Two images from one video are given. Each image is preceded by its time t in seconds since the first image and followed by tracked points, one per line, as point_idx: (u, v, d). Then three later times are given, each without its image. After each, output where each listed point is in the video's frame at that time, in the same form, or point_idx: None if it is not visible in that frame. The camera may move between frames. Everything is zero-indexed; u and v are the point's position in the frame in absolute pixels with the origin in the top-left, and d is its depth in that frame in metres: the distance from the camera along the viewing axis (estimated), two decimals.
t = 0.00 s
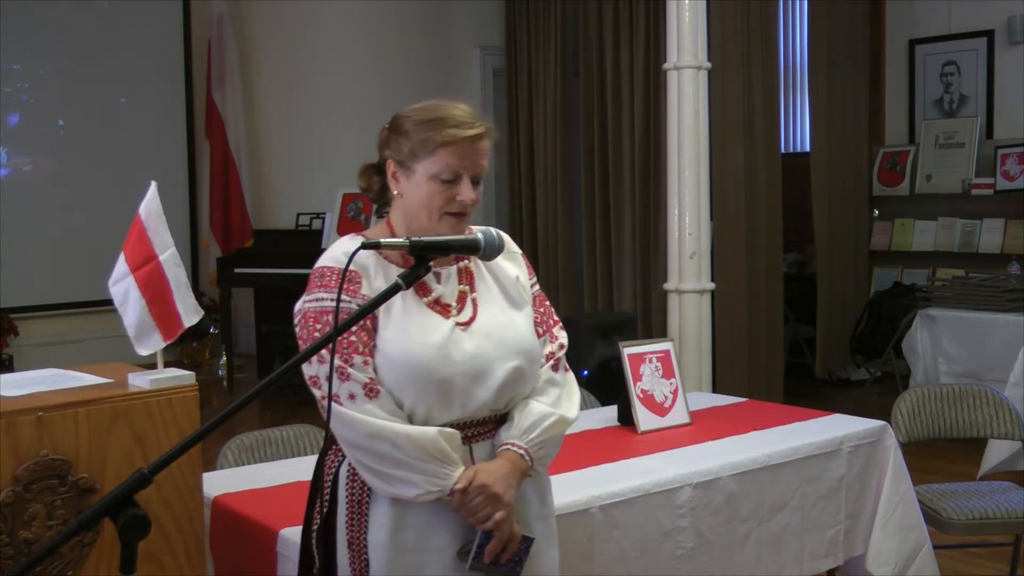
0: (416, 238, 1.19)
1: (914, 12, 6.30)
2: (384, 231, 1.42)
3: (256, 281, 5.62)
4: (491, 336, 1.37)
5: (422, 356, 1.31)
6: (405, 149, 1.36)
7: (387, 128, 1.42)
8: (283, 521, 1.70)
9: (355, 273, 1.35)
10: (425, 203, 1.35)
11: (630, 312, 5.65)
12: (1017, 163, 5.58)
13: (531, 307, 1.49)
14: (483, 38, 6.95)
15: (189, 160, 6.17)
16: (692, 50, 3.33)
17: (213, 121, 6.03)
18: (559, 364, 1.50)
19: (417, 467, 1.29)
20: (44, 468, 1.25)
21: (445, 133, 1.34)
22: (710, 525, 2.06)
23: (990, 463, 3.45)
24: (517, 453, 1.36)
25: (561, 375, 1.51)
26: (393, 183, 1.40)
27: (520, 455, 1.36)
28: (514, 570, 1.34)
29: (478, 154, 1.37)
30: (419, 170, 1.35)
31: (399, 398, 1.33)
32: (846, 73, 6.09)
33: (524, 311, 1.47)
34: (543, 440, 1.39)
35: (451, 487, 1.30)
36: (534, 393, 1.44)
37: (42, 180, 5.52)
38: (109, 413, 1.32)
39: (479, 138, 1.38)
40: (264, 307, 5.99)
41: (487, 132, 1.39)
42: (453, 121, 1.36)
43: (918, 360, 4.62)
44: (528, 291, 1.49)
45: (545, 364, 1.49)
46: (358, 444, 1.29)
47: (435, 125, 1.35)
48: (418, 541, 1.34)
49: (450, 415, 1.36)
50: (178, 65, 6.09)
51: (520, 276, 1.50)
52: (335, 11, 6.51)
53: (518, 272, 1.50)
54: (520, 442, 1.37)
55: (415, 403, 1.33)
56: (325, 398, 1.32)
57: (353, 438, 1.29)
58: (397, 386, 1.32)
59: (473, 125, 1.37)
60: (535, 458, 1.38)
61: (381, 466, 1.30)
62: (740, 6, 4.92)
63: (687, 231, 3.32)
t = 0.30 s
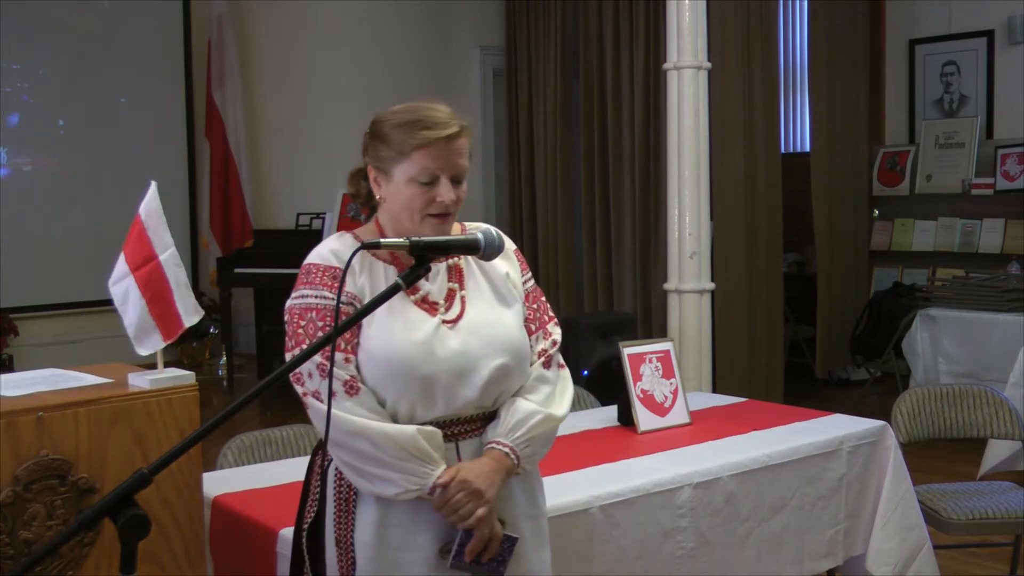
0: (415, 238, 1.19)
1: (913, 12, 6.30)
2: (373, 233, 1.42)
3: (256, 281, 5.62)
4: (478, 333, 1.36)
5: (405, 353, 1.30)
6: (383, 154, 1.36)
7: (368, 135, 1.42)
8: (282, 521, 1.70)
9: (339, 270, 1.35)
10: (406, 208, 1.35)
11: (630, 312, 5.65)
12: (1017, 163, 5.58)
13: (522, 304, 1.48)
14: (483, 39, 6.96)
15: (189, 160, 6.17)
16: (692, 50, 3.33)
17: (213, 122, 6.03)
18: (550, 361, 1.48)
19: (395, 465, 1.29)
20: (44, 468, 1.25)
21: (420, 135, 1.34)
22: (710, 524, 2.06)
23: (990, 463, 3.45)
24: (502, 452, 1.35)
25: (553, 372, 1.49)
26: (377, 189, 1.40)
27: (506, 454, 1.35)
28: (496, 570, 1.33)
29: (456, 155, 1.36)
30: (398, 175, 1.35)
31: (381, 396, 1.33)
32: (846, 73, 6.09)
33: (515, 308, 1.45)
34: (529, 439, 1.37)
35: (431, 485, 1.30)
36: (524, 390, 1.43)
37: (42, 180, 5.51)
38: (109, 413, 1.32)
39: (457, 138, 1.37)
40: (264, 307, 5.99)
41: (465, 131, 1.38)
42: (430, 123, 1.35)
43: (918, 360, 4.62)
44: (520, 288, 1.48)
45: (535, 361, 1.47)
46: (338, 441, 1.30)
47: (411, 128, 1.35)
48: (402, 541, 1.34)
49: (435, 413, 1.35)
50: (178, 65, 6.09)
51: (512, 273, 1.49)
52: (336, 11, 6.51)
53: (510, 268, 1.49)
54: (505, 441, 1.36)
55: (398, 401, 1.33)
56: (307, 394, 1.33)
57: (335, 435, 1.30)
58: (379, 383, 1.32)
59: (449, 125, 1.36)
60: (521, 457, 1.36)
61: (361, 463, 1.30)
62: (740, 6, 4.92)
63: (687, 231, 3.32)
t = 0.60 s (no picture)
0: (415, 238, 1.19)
1: (913, 12, 6.30)
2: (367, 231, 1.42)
3: (256, 281, 5.62)
4: (473, 328, 1.36)
5: (398, 349, 1.31)
6: (370, 156, 1.36)
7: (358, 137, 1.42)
8: (283, 521, 1.70)
9: (332, 265, 1.35)
10: (394, 208, 1.35)
11: (630, 313, 5.65)
12: (1017, 163, 5.57)
13: (519, 300, 1.47)
14: (483, 39, 6.96)
15: (189, 160, 6.17)
16: (692, 50, 3.33)
17: (213, 122, 6.03)
18: (548, 357, 1.47)
19: (387, 462, 1.29)
20: (44, 468, 1.25)
21: (403, 134, 1.33)
22: (710, 524, 2.06)
23: (990, 463, 3.45)
24: (496, 448, 1.35)
25: (550, 367, 1.48)
26: (367, 191, 1.40)
27: (499, 450, 1.35)
28: (487, 568, 1.33)
29: (442, 152, 1.35)
30: (385, 176, 1.35)
31: (374, 392, 1.34)
32: (846, 73, 6.09)
33: (512, 303, 1.45)
34: (523, 435, 1.37)
35: (423, 481, 1.30)
36: (520, 386, 1.42)
37: (42, 180, 5.52)
38: (109, 412, 1.32)
39: (441, 134, 1.36)
40: (264, 307, 5.99)
41: (451, 128, 1.38)
42: (413, 122, 1.35)
43: (918, 360, 4.62)
44: (517, 284, 1.47)
45: (532, 357, 1.46)
46: (331, 438, 1.31)
47: (395, 128, 1.34)
48: (398, 539, 1.34)
49: (429, 409, 1.35)
50: (178, 65, 6.09)
51: (509, 268, 1.48)
52: (335, 11, 6.51)
53: (507, 264, 1.48)
54: (499, 437, 1.36)
55: (390, 396, 1.34)
56: (299, 390, 1.34)
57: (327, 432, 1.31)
58: (371, 379, 1.33)
59: (433, 123, 1.35)
60: (515, 454, 1.36)
61: (352, 459, 1.31)
62: (740, 6, 4.93)
63: (687, 231, 3.32)
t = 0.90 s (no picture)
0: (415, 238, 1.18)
1: (914, 11, 6.30)
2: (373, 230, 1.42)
3: (256, 281, 5.62)
4: (479, 329, 1.36)
5: (406, 349, 1.30)
6: (374, 155, 1.37)
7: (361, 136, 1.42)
8: (282, 522, 1.70)
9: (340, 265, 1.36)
10: (399, 206, 1.35)
11: (630, 313, 5.65)
12: (1017, 163, 5.57)
13: (525, 300, 1.47)
14: (483, 39, 6.96)
15: (189, 160, 6.17)
16: (692, 50, 3.33)
17: (213, 122, 6.03)
18: (552, 357, 1.48)
19: (393, 462, 1.29)
20: (44, 468, 1.25)
21: (406, 132, 1.33)
22: (710, 524, 2.06)
23: (990, 463, 3.45)
24: (502, 450, 1.35)
25: (554, 368, 1.48)
26: (371, 190, 1.40)
27: (506, 451, 1.35)
28: (492, 568, 1.33)
29: (446, 149, 1.35)
30: (388, 175, 1.35)
31: (380, 392, 1.33)
32: (846, 73, 6.09)
33: (518, 303, 1.45)
34: (528, 437, 1.37)
35: (430, 482, 1.31)
36: (525, 386, 1.42)
37: (42, 180, 5.52)
38: (109, 412, 1.32)
39: (444, 131, 1.36)
40: (264, 307, 5.99)
41: (454, 125, 1.37)
42: (416, 119, 1.34)
43: (918, 360, 4.62)
44: (523, 284, 1.47)
45: (537, 357, 1.46)
46: (337, 439, 1.31)
47: (398, 126, 1.34)
48: (403, 540, 1.34)
49: (435, 409, 1.35)
50: (178, 65, 6.09)
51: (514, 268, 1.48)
52: (336, 11, 6.51)
53: (512, 264, 1.48)
54: (506, 439, 1.36)
55: (397, 397, 1.33)
56: (305, 390, 1.33)
57: (333, 432, 1.30)
58: (378, 380, 1.32)
59: (435, 120, 1.35)
60: (520, 456, 1.36)
61: (358, 460, 1.30)
62: (740, 6, 4.93)
63: (687, 231, 3.32)
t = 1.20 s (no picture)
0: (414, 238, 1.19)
1: (914, 11, 6.30)
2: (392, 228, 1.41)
3: (256, 281, 5.62)
4: (502, 334, 1.37)
5: (434, 353, 1.30)
6: (396, 151, 1.37)
7: (374, 138, 1.42)
8: (282, 522, 1.70)
9: (365, 265, 1.35)
10: (429, 196, 1.35)
11: (630, 313, 5.66)
12: (1017, 163, 5.58)
13: (539, 305, 1.49)
14: (483, 39, 6.94)
15: (189, 160, 6.17)
16: (692, 50, 3.33)
17: (213, 122, 6.03)
18: (564, 362, 1.50)
19: (417, 466, 1.29)
20: (44, 468, 1.25)
21: (429, 123, 1.35)
22: (710, 524, 2.06)
23: (990, 463, 3.45)
24: (520, 453, 1.36)
25: (565, 372, 1.50)
26: (392, 187, 1.39)
27: (523, 455, 1.36)
28: (510, 570, 1.35)
29: (469, 138, 1.38)
30: (416, 167, 1.35)
31: (405, 396, 1.33)
32: (846, 73, 6.09)
33: (533, 308, 1.47)
34: (545, 441, 1.39)
35: (453, 486, 1.31)
36: (540, 391, 1.44)
37: (42, 180, 5.51)
38: (109, 412, 1.32)
39: (464, 121, 1.38)
40: (263, 307, 5.99)
41: (469, 115, 1.40)
42: (436, 111, 1.36)
43: (918, 359, 4.62)
44: (538, 289, 1.49)
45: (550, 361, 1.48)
46: (360, 442, 1.30)
47: (419, 119, 1.36)
48: (422, 542, 1.34)
49: (457, 412, 1.35)
50: (178, 65, 6.10)
51: (530, 273, 1.50)
52: (336, 12, 6.51)
53: (528, 268, 1.50)
54: (523, 442, 1.37)
55: (422, 400, 1.33)
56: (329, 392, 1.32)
57: (356, 435, 1.29)
58: (404, 383, 1.32)
59: (456, 111, 1.37)
60: (537, 458, 1.38)
61: (381, 463, 1.30)
62: (741, 6, 4.93)
63: (687, 232, 3.32)
